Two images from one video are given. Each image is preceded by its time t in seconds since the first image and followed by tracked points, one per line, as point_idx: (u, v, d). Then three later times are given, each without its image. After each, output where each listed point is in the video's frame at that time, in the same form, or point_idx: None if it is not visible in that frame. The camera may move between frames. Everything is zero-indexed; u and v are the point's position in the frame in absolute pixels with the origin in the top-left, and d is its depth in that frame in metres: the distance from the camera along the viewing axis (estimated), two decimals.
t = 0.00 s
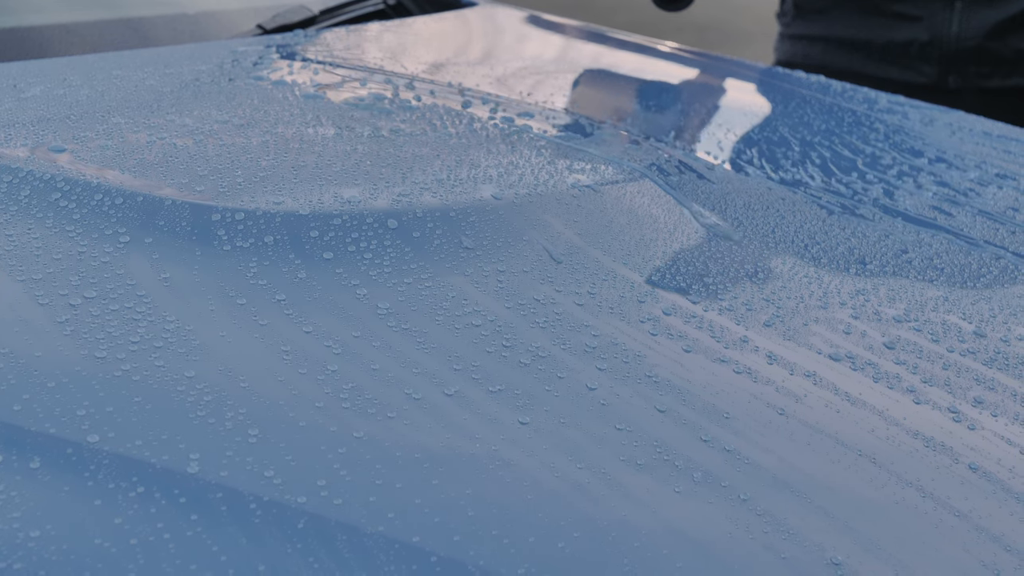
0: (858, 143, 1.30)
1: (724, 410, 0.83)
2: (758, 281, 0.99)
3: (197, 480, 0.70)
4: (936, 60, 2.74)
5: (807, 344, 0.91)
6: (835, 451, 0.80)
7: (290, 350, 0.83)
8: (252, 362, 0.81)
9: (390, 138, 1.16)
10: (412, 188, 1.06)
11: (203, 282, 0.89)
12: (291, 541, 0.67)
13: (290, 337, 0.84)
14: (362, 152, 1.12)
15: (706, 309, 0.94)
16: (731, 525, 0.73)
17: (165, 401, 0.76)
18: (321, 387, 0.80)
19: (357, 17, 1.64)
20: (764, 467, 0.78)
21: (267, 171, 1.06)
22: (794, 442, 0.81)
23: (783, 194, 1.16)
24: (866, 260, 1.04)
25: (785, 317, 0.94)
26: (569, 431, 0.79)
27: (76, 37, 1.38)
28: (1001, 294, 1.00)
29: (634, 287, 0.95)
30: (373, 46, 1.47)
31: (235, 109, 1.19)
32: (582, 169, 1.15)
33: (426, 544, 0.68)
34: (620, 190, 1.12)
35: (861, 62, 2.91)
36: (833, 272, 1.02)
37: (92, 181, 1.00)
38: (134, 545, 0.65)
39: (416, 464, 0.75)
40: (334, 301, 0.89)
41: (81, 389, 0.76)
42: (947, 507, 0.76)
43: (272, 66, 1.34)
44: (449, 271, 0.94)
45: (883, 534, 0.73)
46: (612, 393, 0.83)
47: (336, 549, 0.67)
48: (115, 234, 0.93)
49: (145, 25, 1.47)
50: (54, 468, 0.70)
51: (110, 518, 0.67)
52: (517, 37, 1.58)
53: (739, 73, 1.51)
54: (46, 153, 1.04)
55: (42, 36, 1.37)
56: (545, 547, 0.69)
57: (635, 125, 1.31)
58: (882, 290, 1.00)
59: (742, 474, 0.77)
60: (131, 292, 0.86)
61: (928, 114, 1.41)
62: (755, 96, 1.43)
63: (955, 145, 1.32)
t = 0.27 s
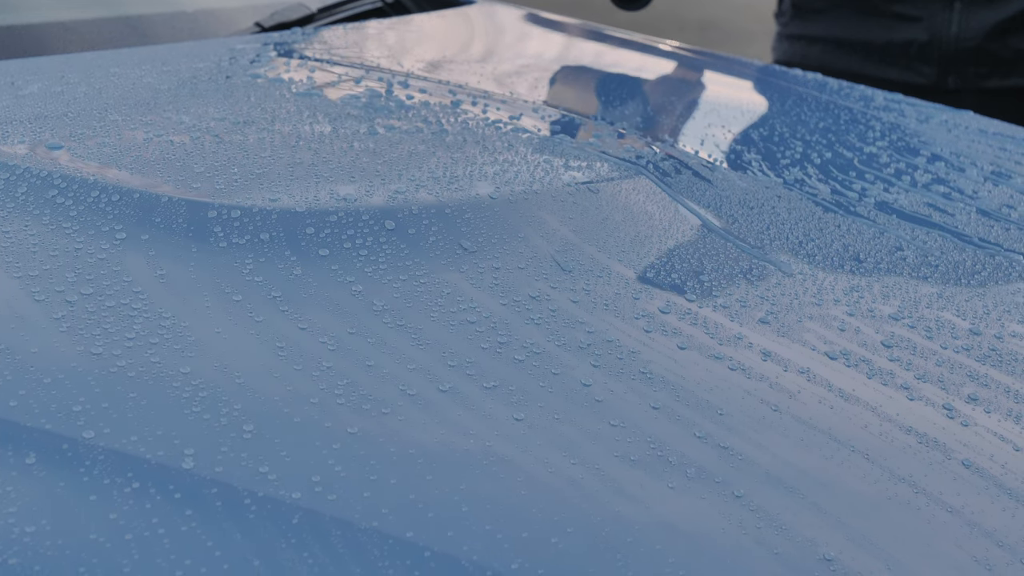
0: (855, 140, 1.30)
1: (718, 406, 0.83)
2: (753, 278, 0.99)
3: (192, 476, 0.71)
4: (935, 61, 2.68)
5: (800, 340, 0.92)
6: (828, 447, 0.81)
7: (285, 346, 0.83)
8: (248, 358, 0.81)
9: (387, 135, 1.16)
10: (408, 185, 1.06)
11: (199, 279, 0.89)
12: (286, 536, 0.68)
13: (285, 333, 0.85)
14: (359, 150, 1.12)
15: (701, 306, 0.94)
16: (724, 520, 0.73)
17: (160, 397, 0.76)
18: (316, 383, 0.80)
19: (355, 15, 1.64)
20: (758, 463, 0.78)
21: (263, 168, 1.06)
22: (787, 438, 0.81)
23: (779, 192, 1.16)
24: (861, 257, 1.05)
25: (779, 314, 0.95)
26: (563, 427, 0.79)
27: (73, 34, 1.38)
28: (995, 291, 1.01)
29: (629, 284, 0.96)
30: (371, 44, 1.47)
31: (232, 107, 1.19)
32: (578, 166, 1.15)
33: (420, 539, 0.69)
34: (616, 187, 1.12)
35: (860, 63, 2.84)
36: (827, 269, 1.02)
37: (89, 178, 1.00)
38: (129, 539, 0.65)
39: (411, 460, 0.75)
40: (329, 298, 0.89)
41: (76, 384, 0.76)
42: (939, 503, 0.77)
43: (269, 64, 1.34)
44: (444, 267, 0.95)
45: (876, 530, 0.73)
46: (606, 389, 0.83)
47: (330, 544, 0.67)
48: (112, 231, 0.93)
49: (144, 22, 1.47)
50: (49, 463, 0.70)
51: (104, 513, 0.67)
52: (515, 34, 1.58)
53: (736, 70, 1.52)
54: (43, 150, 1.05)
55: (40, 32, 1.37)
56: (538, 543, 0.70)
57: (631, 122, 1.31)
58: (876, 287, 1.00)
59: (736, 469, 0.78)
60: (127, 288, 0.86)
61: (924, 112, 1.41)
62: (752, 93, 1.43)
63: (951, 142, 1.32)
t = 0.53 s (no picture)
0: (851, 138, 1.31)
1: (714, 403, 0.84)
2: (749, 275, 0.99)
3: (188, 472, 0.71)
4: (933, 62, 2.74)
5: (796, 337, 0.92)
6: (823, 443, 0.81)
7: (282, 343, 0.84)
8: (244, 355, 0.82)
9: (385, 133, 1.16)
10: (405, 182, 1.06)
11: (196, 275, 0.89)
12: (281, 532, 0.68)
13: (281, 330, 0.85)
14: (356, 147, 1.12)
15: (697, 303, 0.95)
16: (719, 516, 0.73)
17: (157, 393, 0.77)
18: (313, 380, 0.80)
19: (354, 12, 1.64)
20: (753, 459, 0.78)
21: (261, 165, 1.06)
22: (782, 434, 0.81)
23: (776, 189, 1.16)
24: (857, 255, 1.05)
25: (775, 311, 0.95)
26: (559, 423, 0.79)
27: (72, 30, 1.38)
28: (990, 288, 1.01)
29: (625, 281, 0.96)
30: (370, 42, 1.47)
31: (229, 105, 1.19)
32: (575, 164, 1.15)
33: (415, 535, 0.69)
34: (612, 185, 1.12)
35: (854, 66, 2.90)
36: (823, 266, 1.02)
37: (86, 175, 1.00)
38: (126, 535, 0.66)
39: (407, 456, 0.75)
40: (326, 295, 0.89)
41: (73, 381, 0.76)
42: (934, 499, 0.77)
43: (267, 62, 1.35)
44: (441, 264, 0.95)
45: (870, 527, 0.74)
46: (601, 386, 0.83)
47: (326, 540, 0.68)
48: (110, 228, 0.94)
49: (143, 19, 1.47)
50: (46, 459, 0.70)
51: (101, 509, 0.67)
52: (512, 32, 1.58)
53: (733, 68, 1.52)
54: (41, 147, 1.05)
55: (39, 29, 1.37)
56: (534, 538, 0.70)
57: (629, 120, 1.31)
58: (872, 284, 1.00)
59: (731, 466, 0.78)
60: (124, 285, 0.87)
61: (922, 109, 1.42)
62: (749, 91, 1.43)
63: (948, 139, 1.32)
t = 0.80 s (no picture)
0: (850, 136, 1.31)
1: (711, 401, 0.84)
2: (747, 273, 0.99)
3: (187, 469, 0.71)
4: (928, 65, 2.77)
5: (793, 335, 0.92)
6: (821, 441, 0.81)
7: (280, 341, 0.84)
8: (242, 352, 0.82)
9: (384, 132, 1.17)
10: (403, 180, 1.07)
11: (195, 273, 0.90)
12: (279, 530, 0.68)
13: (280, 328, 0.85)
14: (355, 146, 1.12)
15: (695, 301, 0.95)
16: (716, 514, 0.73)
17: (156, 391, 0.77)
18: (311, 377, 0.81)
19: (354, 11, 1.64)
20: (750, 457, 0.79)
21: (259, 163, 1.06)
22: (779, 431, 0.82)
23: (773, 188, 1.16)
24: (855, 253, 1.05)
25: (773, 309, 0.95)
26: (556, 421, 0.80)
27: (72, 29, 1.39)
28: (988, 287, 1.02)
29: (623, 280, 0.96)
30: (369, 40, 1.47)
31: (228, 103, 1.20)
32: (573, 162, 1.15)
33: (412, 532, 0.69)
34: (611, 183, 1.12)
35: (851, 68, 2.94)
36: (821, 264, 1.02)
37: (85, 173, 1.00)
38: (124, 532, 0.66)
39: (404, 453, 0.75)
40: (324, 293, 0.90)
41: (72, 378, 0.77)
42: (931, 497, 0.77)
43: (266, 61, 1.35)
44: (439, 262, 0.95)
45: (867, 524, 0.74)
46: (599, 383, 0.84)
47: (323, 537, 0.68)
48: (108, 227, 0.94)
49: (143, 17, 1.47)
50: (45, 457, 0.71)
51: (99, 505, 0.68)
52: (511, 31, 1.58)
53: (732, 67, 1.52)
54: (40, 146, 1.05)
55: (38, 28, 1.37)
56: (531, 536, 0.70)
57: (627, 118, 1.31)
58: (869, 282, 1.01)
59: (728, 463, 0.78)
60: (123, 283, 0.87)
61: (920, 108, 1.42)
62: (747, 90, 1.43)
63: (946, 138, 1.33)
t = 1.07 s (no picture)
0: (848, 134, 1.31)
1: (708, 397, 0.84)
2: (744, 271, 1.00)
3: (185, 465, 0.71)
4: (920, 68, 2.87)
5: (790, 332, 0.92)
6: (817, 437, 0.82)
7: (278, 338, 0.84)
8: (240, 349, 0.82)
9: (383, 130, 1.17)
10: (401, 178, 1.07)
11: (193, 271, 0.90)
12: (278, 525, 0.68)
13: (278, 325, 0.85)
14: (353, 144, 1.13)
15: (692, 298, 0.95)
16: (713, 510, 0.74)
17: (154, 387, 0.77)
18: (309, 374, 0.81)
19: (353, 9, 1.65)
20: (747, 453, 0.79)
21: (258, 161, 1.07)
22: (776, 428, 0.82)
23: (771, 185, 1.16)
24: (852, 251, 1.05)
25: (770, 306, 0.95)
26: (554, 417, 0.80)
27: (70, 27, 1.39)
28: (985, 284, 1.02)
29: (621, 277, 0.96)
30: (369, 39, 1.48)
31: (227, 101, 1.20)
32: (571, 160, 1.16)
33: (410, 528, 0.69)
34: (609, 181, 1.13)
35: (844, 72, 3.05)
36: (819, 262, 1.03)
37: (84, 171, 1.01)
38: (122, 528, 0.66)
39: (402, 449, 0.75)
40: (322, 290, 0.90)
41: (70, 375, 0.77)
42: (928, 493, 0.77)
43: (265, 58, 1.35)
44: (437, 259, 0.95)
45: (863, 520, 0.74)
46: (597, 380, 0.84)
47: (321, 533, 0.68)
48: (107, 224, 0.94)
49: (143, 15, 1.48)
50: (44, 453, 0.71)
51: (98, 501, 0.68)
52: (510, 30, 1.59)
53: (730, 65, 1.52)
54: (39, 143, 1.05)
55: (37, 25, 1.37)
56: (528, 532, 0.70)
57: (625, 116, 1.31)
58: (866, 279, 1.01)
59: (726, 460, 0.78)
60: (122, 280, 0.87)
61: (917, 106, 1.42)
62: (746, 88, 1.43)
63: (944, 136, 1.33)
